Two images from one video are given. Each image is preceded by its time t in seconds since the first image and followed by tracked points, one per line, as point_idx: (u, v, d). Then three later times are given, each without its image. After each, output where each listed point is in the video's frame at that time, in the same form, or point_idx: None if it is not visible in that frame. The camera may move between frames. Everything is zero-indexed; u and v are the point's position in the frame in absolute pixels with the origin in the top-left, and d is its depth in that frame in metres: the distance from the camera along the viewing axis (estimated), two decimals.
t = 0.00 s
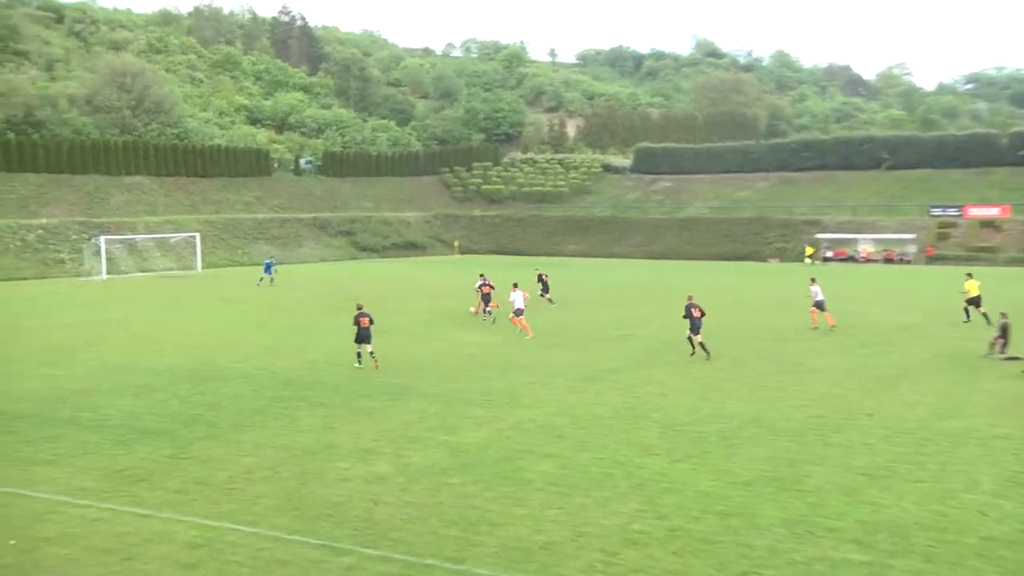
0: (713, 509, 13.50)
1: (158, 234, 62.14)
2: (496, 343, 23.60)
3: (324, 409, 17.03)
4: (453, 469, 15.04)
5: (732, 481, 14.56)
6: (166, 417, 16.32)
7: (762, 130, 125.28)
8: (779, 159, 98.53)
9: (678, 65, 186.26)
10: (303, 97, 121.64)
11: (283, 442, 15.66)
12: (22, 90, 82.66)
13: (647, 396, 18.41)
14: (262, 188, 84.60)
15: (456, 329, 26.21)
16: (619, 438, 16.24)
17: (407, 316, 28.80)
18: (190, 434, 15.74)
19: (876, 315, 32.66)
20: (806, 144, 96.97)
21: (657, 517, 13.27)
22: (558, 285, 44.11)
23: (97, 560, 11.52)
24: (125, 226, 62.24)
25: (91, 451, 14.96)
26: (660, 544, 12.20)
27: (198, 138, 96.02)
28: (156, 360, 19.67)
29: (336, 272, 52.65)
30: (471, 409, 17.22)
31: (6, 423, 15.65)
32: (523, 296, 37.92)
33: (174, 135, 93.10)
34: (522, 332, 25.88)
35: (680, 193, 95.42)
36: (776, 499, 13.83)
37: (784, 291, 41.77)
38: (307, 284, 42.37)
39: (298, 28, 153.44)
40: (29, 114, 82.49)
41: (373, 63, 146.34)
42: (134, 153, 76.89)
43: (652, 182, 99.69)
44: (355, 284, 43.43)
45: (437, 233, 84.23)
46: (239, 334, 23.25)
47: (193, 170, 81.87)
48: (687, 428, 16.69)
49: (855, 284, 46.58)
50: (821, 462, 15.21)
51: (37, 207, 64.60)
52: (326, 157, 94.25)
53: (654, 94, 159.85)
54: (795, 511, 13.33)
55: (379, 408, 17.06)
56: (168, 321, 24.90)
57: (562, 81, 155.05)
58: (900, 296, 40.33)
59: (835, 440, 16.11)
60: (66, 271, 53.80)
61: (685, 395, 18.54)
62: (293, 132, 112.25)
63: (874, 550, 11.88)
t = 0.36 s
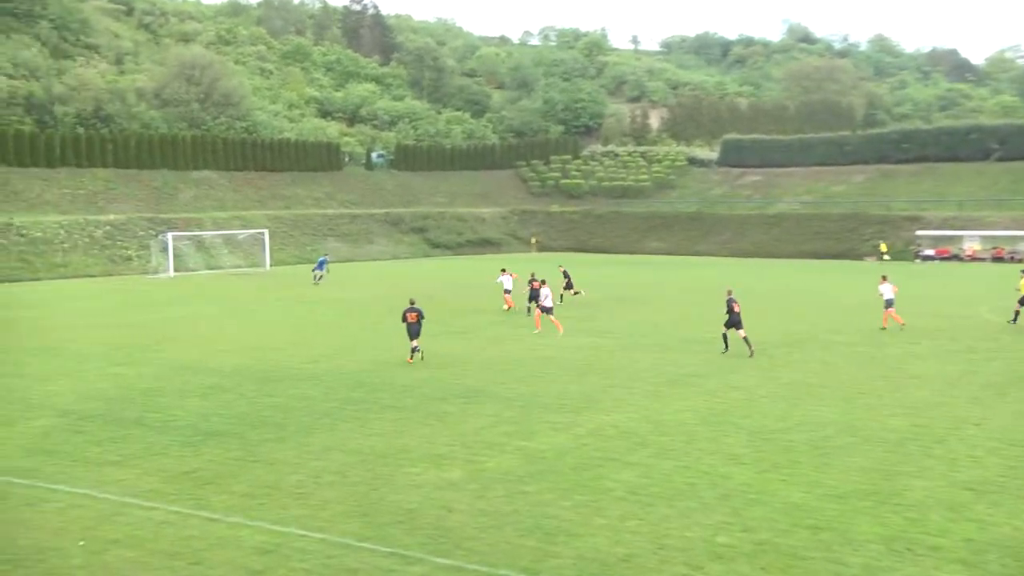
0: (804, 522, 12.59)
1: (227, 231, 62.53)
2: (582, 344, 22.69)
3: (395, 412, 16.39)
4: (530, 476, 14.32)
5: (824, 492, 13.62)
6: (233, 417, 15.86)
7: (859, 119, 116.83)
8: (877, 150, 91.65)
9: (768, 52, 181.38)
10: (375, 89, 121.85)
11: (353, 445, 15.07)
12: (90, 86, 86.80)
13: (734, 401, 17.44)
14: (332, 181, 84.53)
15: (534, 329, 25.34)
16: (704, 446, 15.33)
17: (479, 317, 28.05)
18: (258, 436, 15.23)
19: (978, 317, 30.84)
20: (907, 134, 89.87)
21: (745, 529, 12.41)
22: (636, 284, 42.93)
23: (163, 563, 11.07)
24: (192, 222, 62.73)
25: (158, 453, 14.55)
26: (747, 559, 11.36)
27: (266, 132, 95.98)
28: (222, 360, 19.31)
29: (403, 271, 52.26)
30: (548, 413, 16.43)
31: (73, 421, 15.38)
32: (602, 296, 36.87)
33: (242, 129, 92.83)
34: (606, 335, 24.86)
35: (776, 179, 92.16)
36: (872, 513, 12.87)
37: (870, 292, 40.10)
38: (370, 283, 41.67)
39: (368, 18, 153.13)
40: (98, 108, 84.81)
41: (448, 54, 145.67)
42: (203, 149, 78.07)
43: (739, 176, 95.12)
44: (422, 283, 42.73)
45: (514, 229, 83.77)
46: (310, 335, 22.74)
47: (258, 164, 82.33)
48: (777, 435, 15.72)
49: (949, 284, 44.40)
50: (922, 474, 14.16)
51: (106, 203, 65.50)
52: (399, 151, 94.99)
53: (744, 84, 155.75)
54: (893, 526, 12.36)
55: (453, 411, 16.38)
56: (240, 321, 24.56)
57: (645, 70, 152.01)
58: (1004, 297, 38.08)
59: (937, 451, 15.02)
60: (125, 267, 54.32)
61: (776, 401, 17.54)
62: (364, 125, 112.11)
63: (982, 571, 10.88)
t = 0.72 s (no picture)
0: (886, 541, 11.48)
1: (267, 224, 61.74)
2: (647, 343, 21.32)
3: (443, 417, 15.44)
4: (587, 487, 13.33)
5: (908, 509, 12.46)
6: (272, 420, 15.03)
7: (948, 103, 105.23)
8: (965, 137, 82.47)
9: (846, 31, 174.56)
10: (426, 74, 119.41)
11: (400, 452, 14.16)
12: (127, 73, 85.73)
13: (807, 407, 16.23)
14: (379, 173, 83.08)
15: (591, 328, 24.07)
16: (774, 455, 14.22)
17: (528, 316, 26.84)
18: (298, 440, 14.39)
19: None
20: (1000, 121, 80.49)
21: (820, 547, 11.33)
22: (695, 281, 41.25)
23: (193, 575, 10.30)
24: (232, 215, 62.22)
25: (194, 458, 13.78)
26: None
27: (308, 121, 92.50)
28: (261, 361, 18.51)
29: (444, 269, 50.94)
30: (605, 419, 15.37)
31: (107, 423, 14.71)
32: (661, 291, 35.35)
33: (286, 117, 90.37)
34: (668, 335, 23.58)
35: (855, 168, 84.89)
36: (962, 533, 11.70)
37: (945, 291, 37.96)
38: (412, 282, 40.38)
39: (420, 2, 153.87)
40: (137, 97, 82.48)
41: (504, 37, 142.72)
42: (242, 140, 76.76)
43: (813, 167, 87.45)
44: (465, 280, 41.47)
45: (573, 223, 81.37)
46: (353, 335, 21.78)
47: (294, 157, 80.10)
48: (854, 446, 14.52)
49: None
50: (1015, 491, 12.91)
51: (144, 196, 64.56)
52: (450, 142, 91.31)
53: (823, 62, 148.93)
54: (986, 548, 11.19)
55: (506, 416, 15.39)
56: (278, 321, 23.67)
57: (713, 51, 147.18)
58: None
59: None
60: (156, 263, 53.94)
61: (852, 408, 16.26)
62: (414, 113, 109.37)
63: None
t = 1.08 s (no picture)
0: (964, 566, 10.22)
1: (291, 217, 56.46)
2: (695, 345, 19.88)
3: (478, 424, 14.32)
4: (633, 501, 12.19)
5: (988, 530, 11.16)
6: (294, 428, 14.05)
7: None
8: None
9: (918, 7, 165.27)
10: (461, 56, 112.86)
11: (431, 463, 13.09)
12: (141, 55, 75.56)
13: (874, 417, 14.88)
14: (409, 162, 74.42)
15: (633, 326, 22.62)
16: (837, 469, 12.96)
17: (565, 313, 25.36)
18: (324, 449, 13.40)
19: None
20: None
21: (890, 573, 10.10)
22: (742, 275, 39.08)
23: None
24: (251, 207, 56.28)
25: (211, 468, 12.80)
26: None
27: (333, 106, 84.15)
28: (283, 366, 17.45)
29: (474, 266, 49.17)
30: (654, 428, 14.18)
31: (120, 430, 13.78)
32: (708, 287, 33.46)
33: (309, 103, 82.00)
34: (720, 333, 22.07)
35: (932, 154, 74.05)
36: None
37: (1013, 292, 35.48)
38: (441, 278, 38.89)
39: None
40: (149, 81, 72.99)
41: (547, 17, 136.89)
42: (267, 129, 68.31)
43: (884, 153, 76.72)
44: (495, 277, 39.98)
45: (617, 217, 72.65)
46: (379, 338, 20.60)
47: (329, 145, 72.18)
48: (926, 461, 13.19)
49: None
50: None
51: (159, 186, 57.99)
52: (485, 127, 80.89)
53: (887, 47, 139.37)
54: None
55: (546, 425, 14.23)
56: (301, 322, 22.63)
57: (772, 30, 139.83)
58: None
59: None
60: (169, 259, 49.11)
61: (925, 419, 14.81)
62: (446, 97, 102.91)
63: None
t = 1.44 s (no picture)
0: None
1: (319, 212, 53.06)
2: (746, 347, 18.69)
3: (519, 434, 13.36)
4: (686, 518, 11.18)
5: None
6: (322, 438, 13.17)
7: None
8: None
9: None
10: (500, 40, 107.30)
11: (469, 477, 12.15)
12: (159, 38, 72.77)
13: (950, 429, 13.63)
14: (445, 153, 68.24)
15: (681, 328, 21.33)
16: (909, 487, 11.81)
17: (606, 313, 24.07)
18: (353, 461, 12.50)
19: None
20: None
21: None
22: (798, 273, 36.85)
23: None
24: (277, 201, 53.62)
25: (234, 480, 11.94)
26: None
27: (364, 92, 81.71)
28: (309, 371, 16.56)
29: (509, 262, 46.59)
30: (708, 439, 13.16)
31: (137, 439, 12.97)
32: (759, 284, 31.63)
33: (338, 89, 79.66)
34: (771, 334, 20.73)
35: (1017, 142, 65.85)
36: None
37: None
38: (473, 276, 37.40)
39: None
40: (168, 66, 71.17)
41: None
42: (294, 118, 63.72)
43: (962, 141, 68.51)
44: (529, 275, 38.47)
45: (668, 212, 65.90)
46: (411, 340, 19.61)
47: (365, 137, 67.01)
48: (1010, 480, 11.93)
49: None
50: None
51: (180, 177, 54.55)
52: (526, 115, 73.35)
53: (975, 4, 128.45)
54: None
55: (592, 435, 13.23)
56: (327, 325, 21.72)
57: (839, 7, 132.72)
58: None
59: None
60: (188, 257, 46.87)
61: (1006, 432, 13.51)
62: (485, 83, 97.38)
63: None
